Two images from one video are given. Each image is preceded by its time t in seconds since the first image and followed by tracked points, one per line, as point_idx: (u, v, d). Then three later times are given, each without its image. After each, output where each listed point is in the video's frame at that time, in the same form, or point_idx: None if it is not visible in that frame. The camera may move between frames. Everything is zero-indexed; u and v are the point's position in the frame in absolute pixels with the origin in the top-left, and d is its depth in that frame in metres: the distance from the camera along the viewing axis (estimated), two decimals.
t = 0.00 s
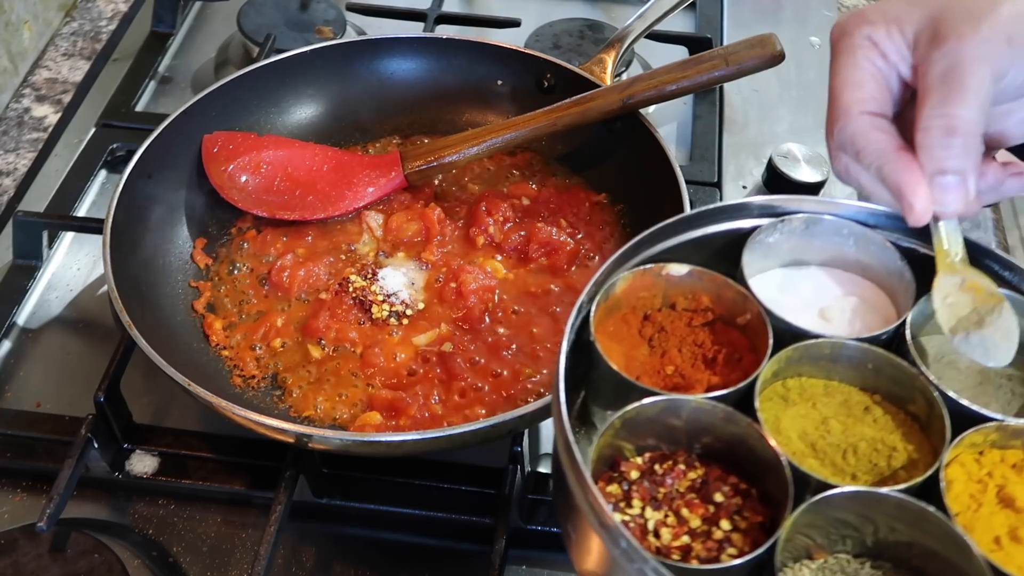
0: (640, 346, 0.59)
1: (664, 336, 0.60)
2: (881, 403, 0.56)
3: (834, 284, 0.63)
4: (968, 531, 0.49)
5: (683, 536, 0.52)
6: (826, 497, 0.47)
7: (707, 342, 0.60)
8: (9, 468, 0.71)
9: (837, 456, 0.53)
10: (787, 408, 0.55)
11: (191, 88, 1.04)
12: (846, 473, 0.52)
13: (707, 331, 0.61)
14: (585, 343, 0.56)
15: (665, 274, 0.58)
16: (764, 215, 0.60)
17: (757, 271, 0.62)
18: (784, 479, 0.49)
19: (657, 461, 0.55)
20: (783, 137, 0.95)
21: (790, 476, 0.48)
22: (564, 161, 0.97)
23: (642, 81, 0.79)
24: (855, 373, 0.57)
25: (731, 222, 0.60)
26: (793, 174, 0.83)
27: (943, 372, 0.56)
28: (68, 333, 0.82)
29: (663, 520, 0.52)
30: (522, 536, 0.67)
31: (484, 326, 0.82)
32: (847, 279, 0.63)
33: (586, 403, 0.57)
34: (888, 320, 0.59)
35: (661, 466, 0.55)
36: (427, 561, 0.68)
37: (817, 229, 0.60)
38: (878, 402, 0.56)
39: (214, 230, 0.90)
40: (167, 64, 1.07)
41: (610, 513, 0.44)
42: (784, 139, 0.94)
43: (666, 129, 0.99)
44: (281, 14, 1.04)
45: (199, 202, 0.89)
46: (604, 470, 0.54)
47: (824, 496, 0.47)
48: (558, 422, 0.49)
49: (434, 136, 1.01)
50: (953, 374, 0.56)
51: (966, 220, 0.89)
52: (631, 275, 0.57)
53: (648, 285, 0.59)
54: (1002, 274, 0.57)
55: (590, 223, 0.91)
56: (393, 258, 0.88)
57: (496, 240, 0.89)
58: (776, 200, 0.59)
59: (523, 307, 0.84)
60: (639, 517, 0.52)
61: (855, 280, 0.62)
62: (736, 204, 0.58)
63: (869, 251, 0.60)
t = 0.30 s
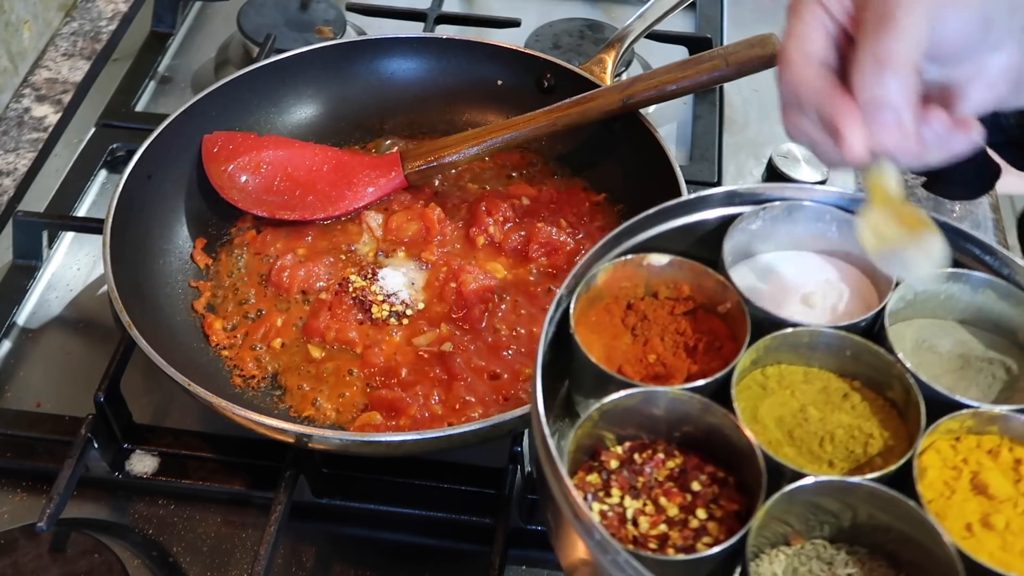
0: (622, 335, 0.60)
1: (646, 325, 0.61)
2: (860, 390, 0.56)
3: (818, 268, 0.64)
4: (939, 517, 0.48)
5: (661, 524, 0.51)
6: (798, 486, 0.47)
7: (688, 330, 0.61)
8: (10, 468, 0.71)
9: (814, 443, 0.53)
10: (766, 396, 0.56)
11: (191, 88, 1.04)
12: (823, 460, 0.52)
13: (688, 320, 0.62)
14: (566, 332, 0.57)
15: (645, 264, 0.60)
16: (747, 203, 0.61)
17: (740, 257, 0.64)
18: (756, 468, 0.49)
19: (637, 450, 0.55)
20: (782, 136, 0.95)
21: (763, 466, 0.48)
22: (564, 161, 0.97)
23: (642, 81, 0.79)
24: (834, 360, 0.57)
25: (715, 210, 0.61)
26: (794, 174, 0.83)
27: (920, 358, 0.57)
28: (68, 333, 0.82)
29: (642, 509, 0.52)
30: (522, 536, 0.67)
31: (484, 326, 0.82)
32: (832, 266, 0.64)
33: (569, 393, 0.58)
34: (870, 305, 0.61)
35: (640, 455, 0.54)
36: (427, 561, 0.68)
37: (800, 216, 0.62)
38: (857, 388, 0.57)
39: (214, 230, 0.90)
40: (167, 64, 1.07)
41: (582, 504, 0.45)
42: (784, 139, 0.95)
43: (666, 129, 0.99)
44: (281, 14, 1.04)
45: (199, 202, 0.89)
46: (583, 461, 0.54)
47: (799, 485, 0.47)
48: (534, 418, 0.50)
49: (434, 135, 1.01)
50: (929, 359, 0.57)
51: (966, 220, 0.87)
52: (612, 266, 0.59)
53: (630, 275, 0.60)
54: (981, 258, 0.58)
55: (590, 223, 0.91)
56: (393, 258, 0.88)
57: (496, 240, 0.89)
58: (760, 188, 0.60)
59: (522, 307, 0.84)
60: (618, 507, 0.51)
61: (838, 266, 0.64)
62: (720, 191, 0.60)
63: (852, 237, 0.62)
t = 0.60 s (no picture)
0: (633, 342, 0.58)
1: (658, 331, 0.59)
2: (876, 401, 0.54)
3: (834, 272, 0.63)
4: (961, 539, 0.47)
5: (675, 544, 0.50)
6: (816, 508, 0.46)
7: (701, 337, 0.59)
8: (10, 468, 0.71)
9: (831, 459, 0.51)
10: (782, 409, 0.54)
11: (191, 88, 1.04)
12: (840, 477, 0.50)
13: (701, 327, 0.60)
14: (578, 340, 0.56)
15: (657, 269, 0.58)
16: (761, 205, 0.60)
17: (752, 261, 0.63)
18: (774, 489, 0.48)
19: (649, 465, 0.53)
20: (783, 137, 0.95)
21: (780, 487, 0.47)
22: (564, 162, 0.97)
23: (642, 81, 0.79)
24: (849, 370, 0.55)
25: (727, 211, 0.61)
26: (794, 174, 0.83)
27: (939, 366, 0.55)
28: (68, 334, 0.82)
29: (655, 528, 0.50)
30: (521, 535, 0.67)
31: (484, 326, 0.82)
32: (847, 268, 0.63)
33: (580, 401, 0.57)
34: (887, 311, 0.59)
35: (653, 471, 0.53)
36: (426, 561, 0.68)
37: (815, 217, 0.60)
38: (873, 400, 0.55)
39: (214, 230, 0.90)
40: (167, 64, 1.07)
41: (597, 531, 0.44)
42: (784, 139, 0.95)
43: (666, 128, 0.99)
44: (281, 14, 1.04)
45: (199, 202, 0.89)
46: (595, 476, 0.52)
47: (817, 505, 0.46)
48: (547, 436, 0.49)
49: (435, 136, 1.01)
50: (947, 367, 0.55)
51: (966, 220, 0.87)
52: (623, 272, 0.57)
53: (642, 281, 0.59)
54: (1001, 262, 0.56)
55: (590, 224, 0.91)
56: (393, 258, 0.88)
57: (495, 240, 0.89)
58: (773, 188, 0.59)
59: (522, 306, 0.84)
60: (630, 526, 0.50)
61: (856, 269, 0.62)
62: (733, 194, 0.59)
63: (868, 239, 0.60)
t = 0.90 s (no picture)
0: (641, 409, 0.56)
1: (666, 395, 0.56)
2: (898, 460, 0.52)
3: (843, 321, 0.61)
4: None
5: None
6: None
7: (712, 400, 0.56)
8: (10, 468, 0.71)
9: (857, 528, 0.49)
10: (802, 476, 0.51)
11: (191, 88, 1.04)
12: (868, 546, 0.48)
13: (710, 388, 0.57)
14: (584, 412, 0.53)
15: (662, 331, 0.56)
16: (767, 256, 0.59)
17: (758, 312, 0.60)
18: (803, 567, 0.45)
19: (669, 543, 0.50)
20: (782, 137, 0.95)
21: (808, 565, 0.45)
22: (564, 162, 0.97)
23: (642, 81, 0.79)
24: (869, 429, 0.53)
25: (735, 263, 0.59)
26: (793, 174, 0.83)
27: (956, 417, 0.53)
28: (68, 334, 0.82)
29: None
30: (522, 535, 0.67)
31: (483, 326, 0.82)
32: (856, 316, 0.61)
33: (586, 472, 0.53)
34: (900, 364, 0.57)
35: (674, 550, 0.49)
36: (427, 560, 0.68)
37: (820, 266, 0.58)
38: (895, 459, 0.52)
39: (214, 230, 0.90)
40: (166, 64, 1.07)
41: None
42: (784, 139, 0.95)
43: (666, 128, 0.99)
44: (281, 14, 1.04)
45: (199, 202, 0.89)
46: (614, 559, 0.48)
47: None
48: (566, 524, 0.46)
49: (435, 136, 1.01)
50: (964, 416, 0.53)
51: (966, 221, 0.87)
52: (626, 338, 0.55)
53: (646, 344, 0.56)
54: (1015, 307, 0.54)
55: (591, 223, 0.91)
56: (393, 258, 0.88)
57: (496, 240, 0.89)
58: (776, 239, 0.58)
59: (522, 306, 0.84)
60: None
61: (865, 317, 0.60)
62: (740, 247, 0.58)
63: (876, 287, 0.58)
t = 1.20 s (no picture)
0: (651, 436, 0.59)
1: (674, 422, 0.59)
2: (910, 485, 0.55)
3: (850, 342, 0.64)
4: None
5: None
6: None
7: (721, 427, 0.59)
8: (10, 468, 0.71)
9: (874, 554, 0.51)
10: (816, 502, 0.54)
11: (191, 88, 1.04)
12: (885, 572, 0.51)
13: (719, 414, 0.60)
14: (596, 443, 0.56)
15: (670, 359, 0.59)
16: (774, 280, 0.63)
17: (766, 333, 0.64)
18: None
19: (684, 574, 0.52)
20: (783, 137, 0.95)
21: None
22: (565, 162, 0.97)
23: (642, 81, 0.79)
24: (881, 455, 0.56)
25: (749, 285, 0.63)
26: (794, 174, 0.83)
27: (966, 437, 0.57)
28: (68, 334, 0.82)
29: None
30: (522, 535, 0.67)
31: (483, 325, 0.82)
32: (863, 338, 0.64)
33: (596, 499, 0.56)
34: (908, 387, 0.61)
35: None
36: (426, 560, 0.68)
37: (826, 288, 0.62)
38: (907, 484, 0.55)
39: (214, 230, 0.90)
40: (167, 64, 1.07)
41: None
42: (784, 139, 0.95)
43: (666, 129, 0.99)
44: (281, 14, 1.04)
45: (199, 202, 0.89)
46: None
47: None
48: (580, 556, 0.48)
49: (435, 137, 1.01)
50: (976, 437, 0.57)
51: (966, 220, 0.87)
52: (634, 366, 0.58)
53: (653, 372, 0.60)
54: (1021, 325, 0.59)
55: (591, 224, 0.91)
56: (392, 259, 0.88)
57: (496, 240, 0.89)
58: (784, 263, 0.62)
59: (522, 306, 0.84)
60: None
61: (871, 338, 0.64)
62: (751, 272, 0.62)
63: (881, 309, 0.62)
